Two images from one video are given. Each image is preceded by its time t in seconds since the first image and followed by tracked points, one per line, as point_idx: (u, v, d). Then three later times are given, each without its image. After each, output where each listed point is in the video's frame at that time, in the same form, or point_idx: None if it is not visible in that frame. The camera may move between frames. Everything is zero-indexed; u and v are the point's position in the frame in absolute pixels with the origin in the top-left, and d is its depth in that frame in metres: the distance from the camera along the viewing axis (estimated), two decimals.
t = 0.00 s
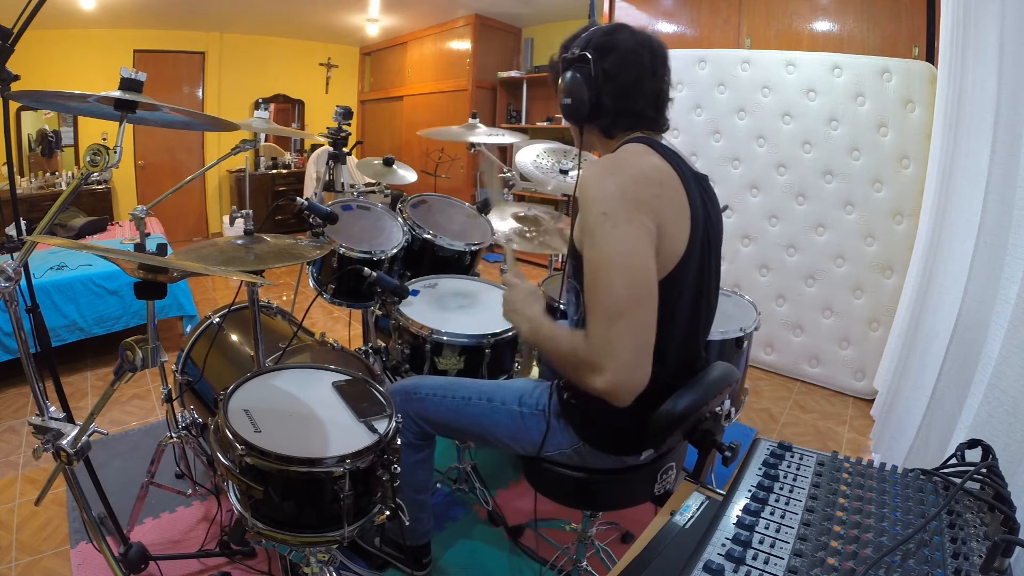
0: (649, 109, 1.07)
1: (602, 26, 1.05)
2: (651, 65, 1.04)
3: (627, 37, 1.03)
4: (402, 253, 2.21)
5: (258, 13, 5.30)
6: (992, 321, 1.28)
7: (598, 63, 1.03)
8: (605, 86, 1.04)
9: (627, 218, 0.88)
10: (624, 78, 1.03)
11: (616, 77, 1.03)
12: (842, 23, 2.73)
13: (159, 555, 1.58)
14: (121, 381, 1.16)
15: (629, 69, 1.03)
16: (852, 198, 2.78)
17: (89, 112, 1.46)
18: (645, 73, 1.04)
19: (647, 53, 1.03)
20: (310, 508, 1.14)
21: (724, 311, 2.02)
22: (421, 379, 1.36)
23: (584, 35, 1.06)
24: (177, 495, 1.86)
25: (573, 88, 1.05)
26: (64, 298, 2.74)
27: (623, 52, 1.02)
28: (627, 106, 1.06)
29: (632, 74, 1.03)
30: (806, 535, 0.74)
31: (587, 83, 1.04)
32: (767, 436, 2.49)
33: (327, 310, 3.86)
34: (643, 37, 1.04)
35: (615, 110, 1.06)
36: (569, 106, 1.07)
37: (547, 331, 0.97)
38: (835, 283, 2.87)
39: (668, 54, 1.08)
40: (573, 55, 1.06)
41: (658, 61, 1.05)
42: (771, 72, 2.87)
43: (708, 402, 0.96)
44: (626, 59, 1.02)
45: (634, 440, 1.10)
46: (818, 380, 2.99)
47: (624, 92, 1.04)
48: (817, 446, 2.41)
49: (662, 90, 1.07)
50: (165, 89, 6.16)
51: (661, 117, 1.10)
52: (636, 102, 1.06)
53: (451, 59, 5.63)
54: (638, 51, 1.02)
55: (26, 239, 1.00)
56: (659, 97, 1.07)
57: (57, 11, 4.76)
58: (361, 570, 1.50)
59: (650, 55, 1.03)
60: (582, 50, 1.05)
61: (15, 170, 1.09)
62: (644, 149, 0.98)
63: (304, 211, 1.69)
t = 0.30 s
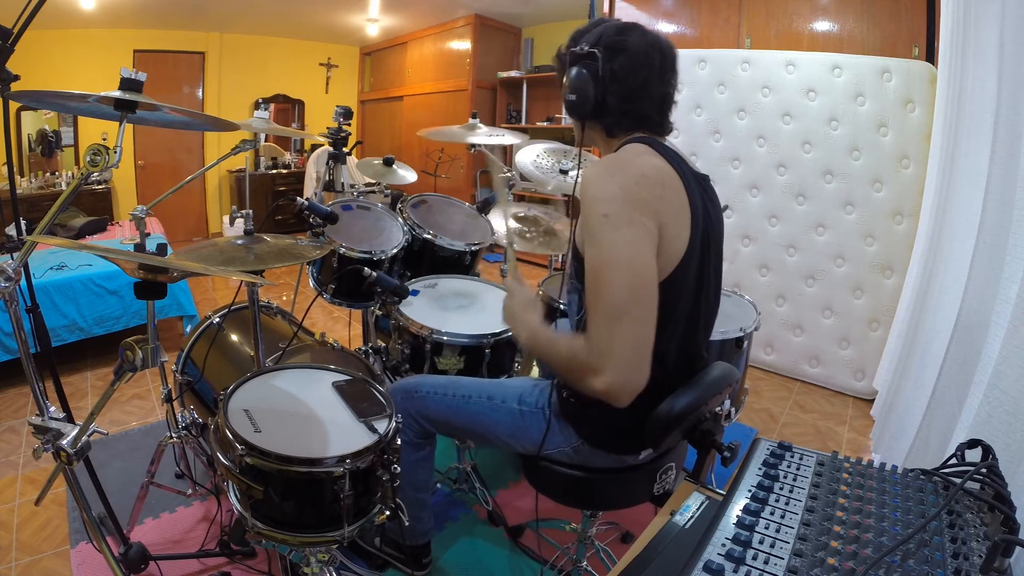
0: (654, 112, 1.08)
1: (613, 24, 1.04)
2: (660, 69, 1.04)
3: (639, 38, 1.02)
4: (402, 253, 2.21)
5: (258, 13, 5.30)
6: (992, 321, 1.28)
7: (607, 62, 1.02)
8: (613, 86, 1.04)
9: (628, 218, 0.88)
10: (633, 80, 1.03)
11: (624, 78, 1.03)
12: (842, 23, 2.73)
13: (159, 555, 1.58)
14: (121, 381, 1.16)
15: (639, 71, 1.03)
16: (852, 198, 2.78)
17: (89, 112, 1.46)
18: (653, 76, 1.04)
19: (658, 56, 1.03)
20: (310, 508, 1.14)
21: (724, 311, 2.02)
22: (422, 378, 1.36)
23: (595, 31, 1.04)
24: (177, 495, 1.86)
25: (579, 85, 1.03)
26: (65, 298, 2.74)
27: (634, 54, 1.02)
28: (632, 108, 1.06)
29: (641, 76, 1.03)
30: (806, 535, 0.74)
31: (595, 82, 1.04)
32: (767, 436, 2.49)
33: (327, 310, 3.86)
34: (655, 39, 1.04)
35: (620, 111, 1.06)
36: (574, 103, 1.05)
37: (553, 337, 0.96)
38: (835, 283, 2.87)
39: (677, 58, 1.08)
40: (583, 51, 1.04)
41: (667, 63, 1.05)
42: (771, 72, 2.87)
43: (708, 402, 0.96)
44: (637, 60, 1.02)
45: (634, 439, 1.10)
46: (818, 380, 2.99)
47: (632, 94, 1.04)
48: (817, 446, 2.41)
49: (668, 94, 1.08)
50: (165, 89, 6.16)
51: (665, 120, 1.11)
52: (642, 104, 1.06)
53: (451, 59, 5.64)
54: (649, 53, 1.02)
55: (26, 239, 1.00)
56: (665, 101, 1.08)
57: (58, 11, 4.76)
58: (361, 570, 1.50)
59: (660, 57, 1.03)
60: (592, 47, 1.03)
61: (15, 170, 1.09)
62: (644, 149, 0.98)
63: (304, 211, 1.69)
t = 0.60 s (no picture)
0: (670, 115, 1.09)
1: (639, 23, 1.04)
2: (681, 73, 1.05)
3: (663, 41, 1.03)
4: (402, 253, 2.21)
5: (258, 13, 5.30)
6: (992, 321, 1.28)
7: (630, 60, 1.02)
8: (633, 86, 1.04)
9: (628, 220, 0.88)
10: (654, 82, 1.03)
11: (646, 79, 1.03)
12: (842, 23, 2.73)
13: (159, 555, 1.58)
14: (121, 381, 1.16)
15: (661, 74, 1.03)
16: (852, 198, 2.78)
17: (89, 112, 1.46)
18: (673, 81, 1.04)
19: (680, 61, 1.04)
20: (310, 508, 1.14)
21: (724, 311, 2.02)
22: (423, 377, 1.36)
23: (620, 28, 1.03)
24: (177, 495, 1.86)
25: (598, 80, 1.03)
26: (64, 298, 2.74)
27: (658, 56, 1.02)
28: (650, 110, 1.06)
29: (662, 79, 1.03)
30: (806, 535, 0.74)
31: (615, 79, 1.03)
32: (768, 436, 2.49)
33: (327, 310, 3.86)
34: (679, 44, 1.05)
35: (638, 112, 1.06)
36: (591, 97, 1.05)
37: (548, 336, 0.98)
38: (835, 283, 2.87)
39: (696, 65, 1.10)
40: (604, 47, 1.03)
41: (687, 68, 1.06)
42: (771, 72, 2.87)
43: (707, 402, 0.97)
44: (660, 62, 1.02)
45: (634, 439, 1.10)
46: (818, 380, 2.99)
47: (651, 96, 1.05)
48: (817, 446, 2.41)
49: (683, 100, 1.09)
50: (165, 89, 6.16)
51: (678, 124, 1.12)
52: (659, 108, 1.06)
53: (451, 59, 5.63)
54: (671, 58, 1.03)
55: (26, 239, 1.00)
56: (679, 107, 1.09)
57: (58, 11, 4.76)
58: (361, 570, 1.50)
59: (681, 62, 1.04)
60: (615, 43, 1.03)
61: (14, 170, 1.09)
62: (649, 152, 0.98)
63: (305, 211, 1.69)
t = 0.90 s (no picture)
0: (669, 112, 1.10)
1: (631, 23, 1.04)
2: (678, 70, 1.06)
3: (658, 39, 1.03)
4: (402, 253, 2.21)
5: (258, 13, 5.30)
6: (992, 321, 1.28)
7: (629, 62, 1.02)
8: (634, 85, 1.04)
9: (629, 220, 0.88)
10: (654, 80, 1.04)
11: (646, 78, 1.03)
12: (842, 23, 2.73)
13: (159, 555, 1.58)
14: (121, 381, 1.16)
15: (660, 73, 1.03)
16: (852, 198, 2.78)
17: (89, 112, 1.46)
18: (672, 79, 1.05)
19: (676, 59, 1.05)
20: (310, 508, 1.14)
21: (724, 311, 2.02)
22: (423, 379, 1.36)
23: (613, 30, 1.03)
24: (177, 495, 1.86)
25: (597, 84, 1.02)
26: (64, 298, 2.74)
27: (656, 55, 1.02)
28: (651, 109, 1.07)
29: (661, 77, 1.04)
30: (806, 535, 0.74)
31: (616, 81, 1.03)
32: (768, 436, 2.49)
33: (327, 310, 3.86)
34: (672, 42, 1.05)
35: (640, 111, 1.07)
36: (592, 103, 1.04)
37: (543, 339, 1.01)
38: (835, 283, 2.87)
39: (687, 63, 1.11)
40: (601, 50, 1.02)
41: (682, 64, 1.07)
42: (771, 72, 2.87)
43: (708, 403, 0.97)
44: (658, 61, 1.03)
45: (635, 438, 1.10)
46: (818, 380, 2.99)
47: (651, 95, 1.05)
48: (817, 446, 2.41)
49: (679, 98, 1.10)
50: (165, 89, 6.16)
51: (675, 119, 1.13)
52: (659, 106, 1.07)
53: (451, 59, 5.63)
54: (669, 55, 1.03)
55: (26, 239, 1.00)
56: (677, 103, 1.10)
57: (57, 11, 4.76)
58: (361, 570, 1.50)
59: (677, 59, 1.05)
60: (611, 45, 1.02)
61: (15, 169, 1.09)
62: (648, 151, 0.98)
63: (304, 211, 1.69)
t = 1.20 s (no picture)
0: (678, 114, 1.09)
1: (645, 21, 1.04)
2: (689, 72, 1.05)
3: (671, 38, 1.03)
4: (402, 253, 2.21)
5: (258, 14, 5.30)
6: (992, 321, 1.28)
7: (639, 59, 1.02)
8: (642, 84, 1.04)
9: (599, 224, 0.90)
10: (663, 80, 1.03)
11: (655, 76, 1.03)
12: (842, 23, 2.73)
13: (159, 555, 1.58)
14: (121, 381, 1.16)
15: (670, 73, 1.03)
16: (852, 198, 2.78)
17: (89, 112, 1.46)
18: (681, 81, 1.05)
19: (688, 61, 1.05)
20: (310, 508, 1.14)
21: (724, 311, 2.02)
22: (421, 378, 1.36)
23: (626, 26, 1.03)
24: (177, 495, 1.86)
25: (605, 78, 1.02)
26: (64, 298, 2.74)
27: (666, 53, 1.02)
28: (658, 108, 1.06)
29: (671, 78, 1.04)
30: (806, 534, 0.74)
31: (625, 78, 1.03)
32: (768, 436, 2.49)
33: (327, 310, 3.86)
34: (685, 43, 1.05)
35: (646, 109, 1.06)
36: (598, 96, 1.04)
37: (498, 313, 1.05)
38: (836, 283, 2.87)
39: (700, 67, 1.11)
40: (611, 44, 1.03)
41: (694, 67, 1.07)
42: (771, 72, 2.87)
43: (705, 401, 0.96)
44: (668, 62, 1.02)
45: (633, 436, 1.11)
46: (818, 380, 2.99)
47: (659, 94, 1.05)
48: (817, 446, 2.41)
49: (689, 100, 1.10)
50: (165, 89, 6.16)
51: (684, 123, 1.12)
52: (667, 107, 1.06)
53: (451, 59, 5.63)
54: (680, 54, 1.03)
55: (26, 239, 1.00)
56: (685, 106, 1.09)
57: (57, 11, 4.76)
58: (361, 570, 1.50)
59: (689, 60, 1.05)
60: (621, 41, 1.03)
61: (14, 170, 1.09)
62: (656, 151, 0.98)
63: (304, 211, 1.69)
